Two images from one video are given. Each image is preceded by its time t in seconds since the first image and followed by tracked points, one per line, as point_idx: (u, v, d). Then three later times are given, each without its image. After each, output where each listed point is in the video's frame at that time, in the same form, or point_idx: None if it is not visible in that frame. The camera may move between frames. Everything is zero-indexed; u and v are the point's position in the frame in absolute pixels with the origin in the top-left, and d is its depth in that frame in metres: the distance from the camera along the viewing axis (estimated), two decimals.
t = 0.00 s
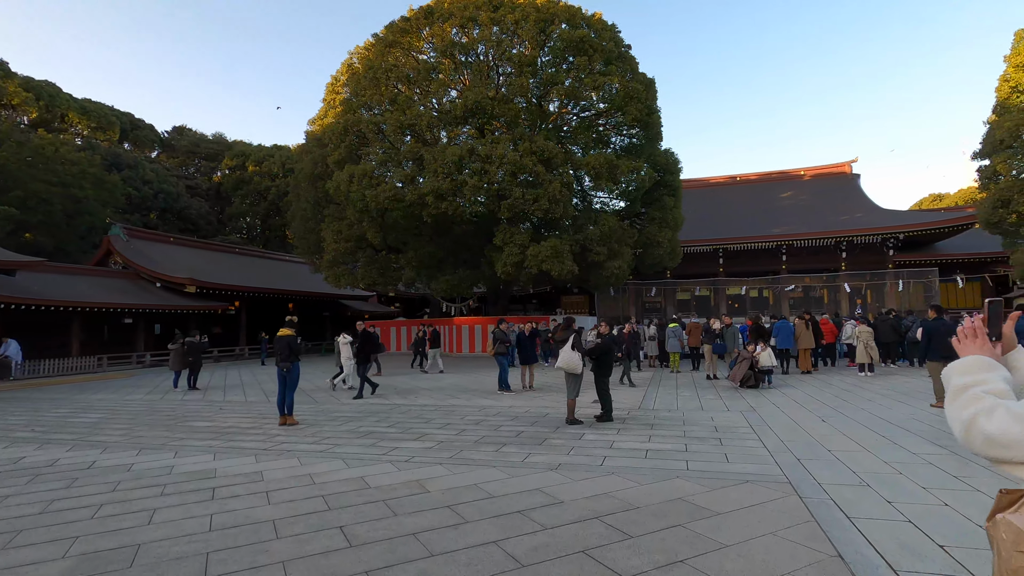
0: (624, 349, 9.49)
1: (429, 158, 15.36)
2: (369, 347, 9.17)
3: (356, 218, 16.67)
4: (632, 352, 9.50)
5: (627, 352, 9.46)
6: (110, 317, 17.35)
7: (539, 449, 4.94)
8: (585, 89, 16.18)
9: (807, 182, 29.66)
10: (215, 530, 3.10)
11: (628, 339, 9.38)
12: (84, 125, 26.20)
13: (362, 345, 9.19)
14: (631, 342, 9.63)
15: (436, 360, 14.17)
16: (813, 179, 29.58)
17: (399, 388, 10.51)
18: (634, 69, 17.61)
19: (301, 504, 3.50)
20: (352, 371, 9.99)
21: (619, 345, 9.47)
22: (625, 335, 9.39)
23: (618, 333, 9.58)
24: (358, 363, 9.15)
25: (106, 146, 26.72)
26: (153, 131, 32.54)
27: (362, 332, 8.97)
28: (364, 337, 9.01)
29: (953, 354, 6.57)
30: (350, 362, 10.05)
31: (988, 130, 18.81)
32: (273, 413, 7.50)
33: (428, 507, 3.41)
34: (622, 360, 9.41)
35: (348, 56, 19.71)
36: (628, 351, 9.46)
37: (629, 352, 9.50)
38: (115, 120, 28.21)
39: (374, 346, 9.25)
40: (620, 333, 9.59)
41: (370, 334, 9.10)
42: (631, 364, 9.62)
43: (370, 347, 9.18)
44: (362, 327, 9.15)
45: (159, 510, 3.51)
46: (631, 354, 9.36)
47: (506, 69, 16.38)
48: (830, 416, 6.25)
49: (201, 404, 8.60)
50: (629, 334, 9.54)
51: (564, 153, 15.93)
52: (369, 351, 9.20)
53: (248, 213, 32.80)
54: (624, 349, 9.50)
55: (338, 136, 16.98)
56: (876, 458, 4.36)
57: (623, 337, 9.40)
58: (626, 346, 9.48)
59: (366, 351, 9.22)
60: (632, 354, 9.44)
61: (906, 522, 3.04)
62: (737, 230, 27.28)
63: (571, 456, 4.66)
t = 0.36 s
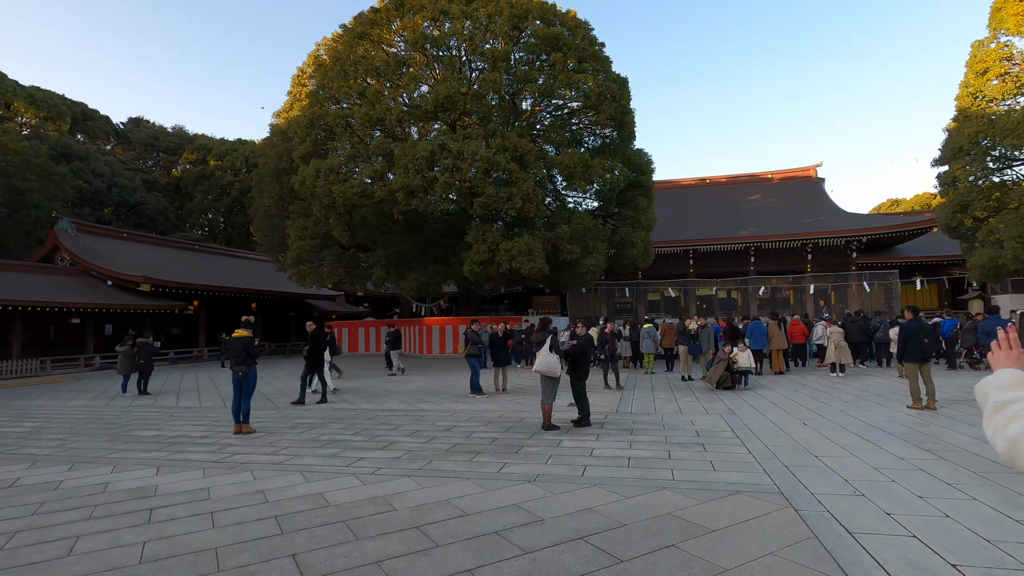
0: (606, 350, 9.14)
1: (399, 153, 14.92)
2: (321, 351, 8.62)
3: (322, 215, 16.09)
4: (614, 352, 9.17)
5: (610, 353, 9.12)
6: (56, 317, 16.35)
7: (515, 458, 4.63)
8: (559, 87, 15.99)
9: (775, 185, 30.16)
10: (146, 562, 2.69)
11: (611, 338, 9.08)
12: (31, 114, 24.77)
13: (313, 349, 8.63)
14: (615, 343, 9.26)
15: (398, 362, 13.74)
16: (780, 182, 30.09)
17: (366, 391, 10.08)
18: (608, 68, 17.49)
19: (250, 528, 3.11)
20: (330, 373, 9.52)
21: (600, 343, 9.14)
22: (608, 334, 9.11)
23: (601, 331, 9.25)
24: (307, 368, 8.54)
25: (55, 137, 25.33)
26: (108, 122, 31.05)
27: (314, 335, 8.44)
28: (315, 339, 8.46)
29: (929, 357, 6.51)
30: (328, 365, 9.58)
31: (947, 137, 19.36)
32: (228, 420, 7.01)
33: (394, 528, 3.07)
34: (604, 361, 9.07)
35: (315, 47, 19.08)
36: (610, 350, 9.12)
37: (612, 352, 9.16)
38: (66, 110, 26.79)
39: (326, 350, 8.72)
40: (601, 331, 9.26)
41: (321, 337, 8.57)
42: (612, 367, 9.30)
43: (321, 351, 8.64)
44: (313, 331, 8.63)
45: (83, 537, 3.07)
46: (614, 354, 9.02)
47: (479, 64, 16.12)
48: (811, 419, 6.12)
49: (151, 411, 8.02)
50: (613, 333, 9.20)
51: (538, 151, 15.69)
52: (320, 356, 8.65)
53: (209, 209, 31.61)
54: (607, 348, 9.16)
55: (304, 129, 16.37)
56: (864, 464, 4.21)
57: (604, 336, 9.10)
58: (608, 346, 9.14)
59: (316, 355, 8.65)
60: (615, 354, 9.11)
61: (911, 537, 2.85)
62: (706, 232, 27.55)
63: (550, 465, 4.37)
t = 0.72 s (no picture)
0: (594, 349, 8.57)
1: (372, 148, 14.46)
2: (267, 355, 7.89)
3: (291, 211, 15.51)
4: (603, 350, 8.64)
5: (598, 352, 8.56)
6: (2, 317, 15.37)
7: (497, 468, 4.33)
8: (536, 84, 15.76)
9: (747, 188, 30.54)
10: None
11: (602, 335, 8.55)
12: None
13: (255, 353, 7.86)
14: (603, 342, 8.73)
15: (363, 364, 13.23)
16: (752, 184, 30.48)
17: (337, 395, 9.63)
18: (585, 66, 17.33)
19: (201, 557, 2.73)
20: (312, 375, 9.05)
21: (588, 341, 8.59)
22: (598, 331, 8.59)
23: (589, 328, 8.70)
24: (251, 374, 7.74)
25: (5, 126, 23.96)
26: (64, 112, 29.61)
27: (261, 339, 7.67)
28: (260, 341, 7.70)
29: (913, 358, 6.46)
30: (310, 367, 9.11)
31: (914, 142, 19.82)
32: (186, 428, 6.52)
33: (366, 553, 2.73)
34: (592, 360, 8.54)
35: (284, 38, 18.44)
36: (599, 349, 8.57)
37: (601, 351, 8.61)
38: (17, 99, 25.40)
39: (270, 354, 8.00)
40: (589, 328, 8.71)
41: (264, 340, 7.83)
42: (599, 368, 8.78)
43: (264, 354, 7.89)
44: (257, 334, 7.89)
45: None
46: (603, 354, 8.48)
47: (455, 59, 15.79)
48: (798, 423, 5.97)
49: (101, 418, 7.46)
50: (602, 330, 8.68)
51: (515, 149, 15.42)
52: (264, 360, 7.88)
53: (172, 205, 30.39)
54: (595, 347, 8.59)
55: (272, 122, 15.75)
56: (861, 470, 4.04)
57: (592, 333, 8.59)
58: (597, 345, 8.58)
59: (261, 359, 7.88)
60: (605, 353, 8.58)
61: (929, 554, 2.64)
62: (680, 233, 27.69)
63: (535, 476, 4.08)
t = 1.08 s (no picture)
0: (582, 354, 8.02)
1: (345, 142, 13.96)
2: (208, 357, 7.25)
3: (260, 207, 14.89)
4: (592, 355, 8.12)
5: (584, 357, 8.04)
6: None
7: (478, 478, 4.01)
8: (514, 79, 15.48)
9: (722, 190, 30.78)
10: None
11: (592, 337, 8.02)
12: None
13: (195, 355, 7.30)
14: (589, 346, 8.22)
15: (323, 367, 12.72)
16: (726, 186, 30.77)
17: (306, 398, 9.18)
18: (564, 63, 17.15)
19: None
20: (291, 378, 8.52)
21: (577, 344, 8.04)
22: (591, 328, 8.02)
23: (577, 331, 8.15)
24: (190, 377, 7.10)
25: None
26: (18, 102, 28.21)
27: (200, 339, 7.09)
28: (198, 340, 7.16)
29: (900, 359, 6.37)
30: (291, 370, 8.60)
31: (885, 146, 20.17)
32: (138, 436, 6.02)
33: None
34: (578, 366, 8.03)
35: (253, 28, 17.78)
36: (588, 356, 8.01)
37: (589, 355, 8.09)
38: None
39: (212, 357, 7.43)
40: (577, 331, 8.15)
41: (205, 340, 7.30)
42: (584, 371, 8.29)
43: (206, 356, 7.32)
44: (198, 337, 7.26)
45: None
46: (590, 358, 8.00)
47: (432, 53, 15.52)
48: (788, 425, 5.79)
49: (46, 426, 6.88)
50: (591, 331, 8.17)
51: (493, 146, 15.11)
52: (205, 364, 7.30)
53: (135, 201, 29.21)
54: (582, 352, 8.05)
55: (239, 114, 15.12)
56: (860, 477, 3.85)
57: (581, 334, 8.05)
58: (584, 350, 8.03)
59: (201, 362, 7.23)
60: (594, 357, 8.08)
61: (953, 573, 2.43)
62: (657, 234, 27.75)
63: (519, 487, 3.77)
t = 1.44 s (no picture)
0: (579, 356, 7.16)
1: (327, 136, 13.52)
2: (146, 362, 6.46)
3: (237, 203, 14.35)
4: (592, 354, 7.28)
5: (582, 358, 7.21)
6: None
7: (468, 492, 3.69)
8: (501, 75, 15.20)
9: (707, 191, 30.81)
10: None
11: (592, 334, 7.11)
12: None
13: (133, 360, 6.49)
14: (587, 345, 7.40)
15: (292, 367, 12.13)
16: (711, 187, 30.83)
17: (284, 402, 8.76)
18: (553, 60, 16.93)
19: None
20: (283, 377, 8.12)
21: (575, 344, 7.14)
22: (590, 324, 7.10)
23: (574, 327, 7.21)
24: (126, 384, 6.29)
25: None
26: None
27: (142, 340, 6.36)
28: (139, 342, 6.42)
29: (902, 360, 6.23)
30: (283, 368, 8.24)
31: (869, 148, 20.28)
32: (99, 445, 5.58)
33: None
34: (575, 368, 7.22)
35: (231, 19, 17.24)
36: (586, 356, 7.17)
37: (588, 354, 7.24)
38: None
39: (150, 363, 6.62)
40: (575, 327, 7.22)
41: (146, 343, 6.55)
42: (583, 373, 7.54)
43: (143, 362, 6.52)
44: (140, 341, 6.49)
45: None
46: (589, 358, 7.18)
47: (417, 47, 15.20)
48: (789, 429, 5.57)
49: None
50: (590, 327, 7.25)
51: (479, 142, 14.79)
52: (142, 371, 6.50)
53: (109, 197, 28.30)
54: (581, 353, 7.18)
55: (215, 107, 14.59)
56: (877, 487, 3.61)
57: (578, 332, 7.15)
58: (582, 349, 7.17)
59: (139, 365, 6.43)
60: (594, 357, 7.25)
61: None
62: (643, 234, 27.64)
63: (513, 502, 3.46)
